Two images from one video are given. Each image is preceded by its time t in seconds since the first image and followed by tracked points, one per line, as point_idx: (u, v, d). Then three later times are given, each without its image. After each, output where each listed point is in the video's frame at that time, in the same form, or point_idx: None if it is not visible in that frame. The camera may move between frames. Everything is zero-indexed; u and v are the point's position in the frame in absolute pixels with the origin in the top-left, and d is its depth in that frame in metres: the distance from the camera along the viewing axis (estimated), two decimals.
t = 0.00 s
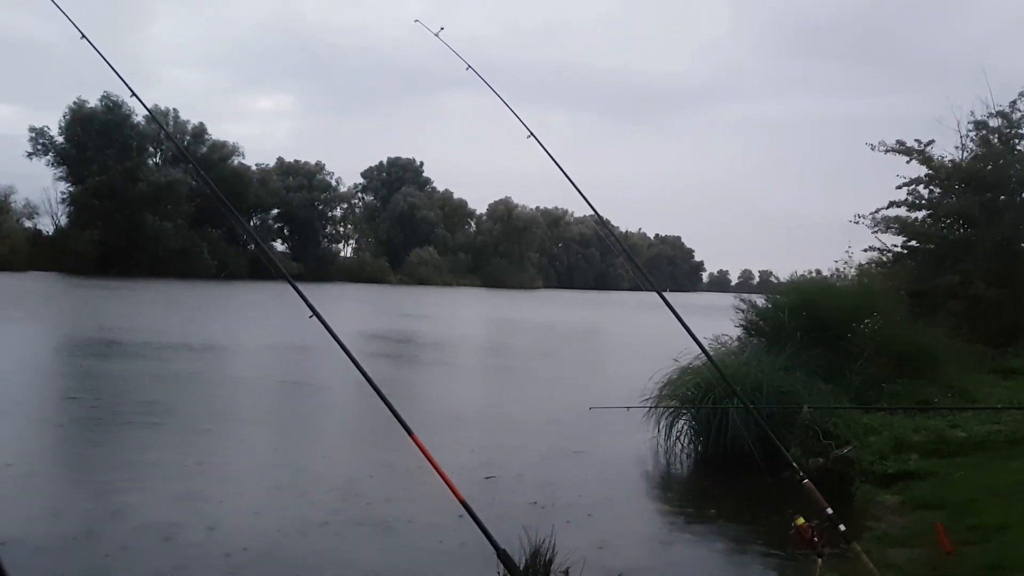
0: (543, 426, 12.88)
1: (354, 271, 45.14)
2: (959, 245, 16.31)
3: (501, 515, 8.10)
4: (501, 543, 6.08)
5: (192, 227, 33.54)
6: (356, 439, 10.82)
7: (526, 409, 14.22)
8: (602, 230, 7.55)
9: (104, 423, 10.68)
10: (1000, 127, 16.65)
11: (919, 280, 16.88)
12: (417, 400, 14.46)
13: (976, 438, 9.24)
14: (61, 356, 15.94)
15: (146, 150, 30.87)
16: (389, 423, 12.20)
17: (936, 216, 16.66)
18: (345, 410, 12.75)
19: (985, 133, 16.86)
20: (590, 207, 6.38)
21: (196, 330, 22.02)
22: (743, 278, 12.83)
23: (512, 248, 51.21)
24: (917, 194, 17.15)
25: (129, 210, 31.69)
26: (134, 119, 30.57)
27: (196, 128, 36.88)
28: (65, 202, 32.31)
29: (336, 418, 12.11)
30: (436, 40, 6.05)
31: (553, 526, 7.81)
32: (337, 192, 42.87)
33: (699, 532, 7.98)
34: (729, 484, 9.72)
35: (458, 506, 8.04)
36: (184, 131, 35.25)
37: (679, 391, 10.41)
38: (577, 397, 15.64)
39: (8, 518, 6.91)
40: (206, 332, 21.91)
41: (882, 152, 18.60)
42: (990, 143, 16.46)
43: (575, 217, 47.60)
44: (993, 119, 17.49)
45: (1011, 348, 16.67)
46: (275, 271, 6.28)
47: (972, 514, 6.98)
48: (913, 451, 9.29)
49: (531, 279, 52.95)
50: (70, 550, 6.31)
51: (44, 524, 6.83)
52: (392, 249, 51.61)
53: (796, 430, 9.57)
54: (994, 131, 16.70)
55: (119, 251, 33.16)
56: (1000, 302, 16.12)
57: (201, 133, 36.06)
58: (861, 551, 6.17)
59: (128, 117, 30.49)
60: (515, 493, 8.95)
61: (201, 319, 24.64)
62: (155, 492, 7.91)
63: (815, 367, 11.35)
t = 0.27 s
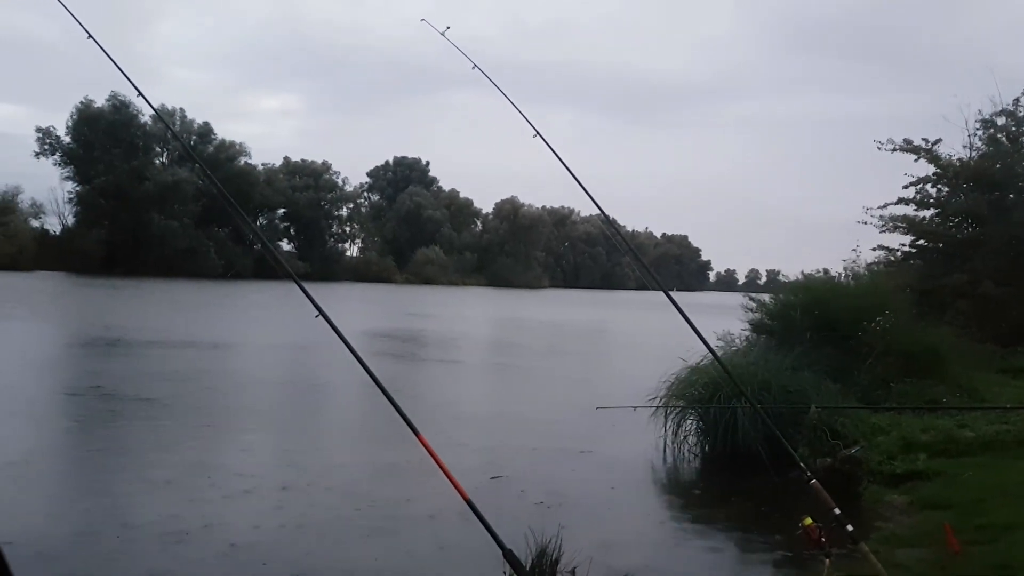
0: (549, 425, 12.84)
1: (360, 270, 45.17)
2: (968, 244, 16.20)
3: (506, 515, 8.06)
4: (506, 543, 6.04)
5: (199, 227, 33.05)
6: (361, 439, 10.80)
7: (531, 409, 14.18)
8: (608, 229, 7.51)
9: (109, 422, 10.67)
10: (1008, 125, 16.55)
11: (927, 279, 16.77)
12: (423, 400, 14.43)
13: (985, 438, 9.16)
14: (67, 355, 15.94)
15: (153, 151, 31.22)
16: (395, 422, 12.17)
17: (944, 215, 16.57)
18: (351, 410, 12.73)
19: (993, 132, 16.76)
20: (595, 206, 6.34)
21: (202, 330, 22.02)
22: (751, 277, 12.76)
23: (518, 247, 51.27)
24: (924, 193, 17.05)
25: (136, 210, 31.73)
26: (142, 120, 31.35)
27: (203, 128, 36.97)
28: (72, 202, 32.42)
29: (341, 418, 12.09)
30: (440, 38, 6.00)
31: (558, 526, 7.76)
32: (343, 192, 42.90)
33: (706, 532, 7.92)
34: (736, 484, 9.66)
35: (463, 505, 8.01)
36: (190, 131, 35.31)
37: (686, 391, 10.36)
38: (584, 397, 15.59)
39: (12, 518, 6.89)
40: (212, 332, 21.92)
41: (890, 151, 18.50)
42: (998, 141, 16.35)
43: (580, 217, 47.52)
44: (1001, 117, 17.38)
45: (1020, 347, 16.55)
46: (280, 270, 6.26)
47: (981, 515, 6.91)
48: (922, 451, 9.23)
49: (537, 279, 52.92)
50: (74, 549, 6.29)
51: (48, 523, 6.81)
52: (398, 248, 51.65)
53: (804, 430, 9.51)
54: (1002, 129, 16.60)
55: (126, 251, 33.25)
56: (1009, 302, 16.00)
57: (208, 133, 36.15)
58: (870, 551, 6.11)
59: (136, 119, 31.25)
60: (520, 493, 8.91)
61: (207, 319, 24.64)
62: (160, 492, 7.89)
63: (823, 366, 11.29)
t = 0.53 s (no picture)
0: (562, 425, 12.84)
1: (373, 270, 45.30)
2: (983, 243, 16.07)
3: (520, 514, 8.09)
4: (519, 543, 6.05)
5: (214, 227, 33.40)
6: (375, 438, 10.84)
7: (544, 408, 14.18)
8: (621, 228, 7.50)
9: (124, 422, 10.75)
10: None
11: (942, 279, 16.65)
12: (436, 400, 14.45)
13: (1001, 438, 9.10)
14: (83, 355, 16.06)
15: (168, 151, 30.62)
16: (407, 422, 12.21)
17: (959, 214, 16.45)
18: (363, 409, 12.77)
19: (1009, 130, 16.63)
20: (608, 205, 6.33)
21: (216, 330, 22.13)
22: (765, 276, 12.71)
23: (530, 247, 51.39)
24: (939, 192, 16.93)
25: (151, 210, 31.93)
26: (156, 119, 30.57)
27: (217, 128, 37.15)
28: (88, 202, 32.64)
29: (355, 417, 12.13)
30: (455, 38, 6.02)
31: (571, 526, 7.77)
32: (357, 192, 43.03)
33: (719, 533, 7.91)
34: (750, 485, 9.63)
35: (476, 505, 8.03)
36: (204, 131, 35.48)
37: (700, 391, 10.33)
38: (596, 397, 15.58)
39: (31, 516, 6.97)
40: (225, 331, 22.02)
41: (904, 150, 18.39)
42: (1014, 140, 16.22)
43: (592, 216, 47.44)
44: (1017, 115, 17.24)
45: None
46: (294, 270, 6.29)
47: (997, 515, 6.87)
48: (937, 452, 9.17)
49: (550, 279, 52.93)
50: (91, 548, 6.35)
51: (66, 523, 6.87)
52: (411, 248, 51.79)
53: (818, 430, 9.48)
54: (1018, 127, 16.46)
55: (140, 251, 33.46)
56: None
57: (223, 134, 36.32)
58: (885, 552, 6.08)
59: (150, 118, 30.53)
60: (534, 493, 8.91)
61: (221, 318, 24.78)
62: (176, 492, 7.95)
63: (837, 366, 11.24)
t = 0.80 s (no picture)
0: (580, 423, 12.85)
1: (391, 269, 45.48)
2: (1006, 240, 15.86)
3: (538, 513, 8.10)
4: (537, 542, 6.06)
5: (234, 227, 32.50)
6: (394, 437, 10.90)
7: (562, 407, 14.19)
8: (638, 226, 7.48)
9: (146, 420, 10.88)
10: None
11: (964, 277, 16.47)
12: (454, 398, 14.48)
13: None
14: (105, 354, 16.23)
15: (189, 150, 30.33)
16: (426, 420, 12.25)
17: (982, 211, 16.27)
18: (382, 408, 12.83)
19: None
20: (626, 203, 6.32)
21: (236, 328, 22.32)
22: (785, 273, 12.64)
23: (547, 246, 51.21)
24: (961, 189, 16.74)
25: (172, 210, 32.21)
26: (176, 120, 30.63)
27: (238, 128, 37.42)
28: (110, 202, 32.99)
29: (374, 416, 12.20)
30: (471, 36, 6.02)
31: (589, 525, 7.78)
32: (375, 191, 43.21)
33: (737, 532, 7.89)
34: (770, 484, 9.60)
35: (494, 504, 8.05)
36: (224, 131, 35.72)
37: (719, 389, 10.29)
38: (614, 395, 15.56)
39: (55, 514, 7.07)
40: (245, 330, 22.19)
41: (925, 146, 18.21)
42: None
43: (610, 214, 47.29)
44: None
45: None
46: (313, 268, 6.33)
47: (1019, 515, 6.80)
48: (959, 451, 9.08)
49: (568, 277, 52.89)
50: (114, 545, 6.44)
51: (90, 520, 6.97)
52: (428, 247, 51.98)
53: (838, 429, 9.43)
54: None
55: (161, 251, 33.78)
56: None
57: (243, 134, 36.59)
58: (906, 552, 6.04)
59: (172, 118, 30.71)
60: (552, 492, 8.93)
61: (241, 317, 24.97)
62: (197, 489, 8.03)
63: (857, 364, 11.16)
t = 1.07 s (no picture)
0: (602, 422, 12.85)
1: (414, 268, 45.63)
2: None
3: (561, 512, 8.12)
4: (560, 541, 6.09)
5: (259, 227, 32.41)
6: (417, 435, 10.98)
7: (585, 406, 14.19)
8: (661, 224, 7.46)
9: (174, 418, 11.02)
10: None
11: (992, 275, 16.24)
12: (477, 397, 14.54)
13: None
14: (133, 352, 16.47)
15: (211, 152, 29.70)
16: (449, 419, 12.31)
17: (1011, 207, 16.04)
18: (406, 407, 12.91)
19: None
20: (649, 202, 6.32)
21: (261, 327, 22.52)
22: (810, 271, 12.53)
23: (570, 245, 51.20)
24: (989, 185, 16.52)
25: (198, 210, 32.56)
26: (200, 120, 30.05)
27: (263, 129, 37.73)
28: (136, 202, 33.40)
29: (397, 414, 12.27)
30: (492, 34, 6.03)
31: (611, 524, 7.80)
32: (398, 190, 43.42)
33: (761, 532, 7.87)
34: (793, 485, 9.56)
35: (517, 502, 8.09)
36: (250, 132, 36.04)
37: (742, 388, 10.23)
38: (637, 394, 15.53)
39: (87, 511, 7.20)
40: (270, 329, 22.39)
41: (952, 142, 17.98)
42: None
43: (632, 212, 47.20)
44: None
45: None
46: (337, 268, 6.40)
47: None
48: (986, 451, 8.96)
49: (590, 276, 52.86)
50: (142, 542, 6.54)
51: (120, 517, 7.09)
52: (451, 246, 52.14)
53: (864, 429, 9.36)
54: None
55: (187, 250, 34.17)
56: None
57: (268, 134, 36.89)
58: (931, 554, 6.00)
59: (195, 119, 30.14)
60: (575, 491, 8.95)
61: (267, 317, 25.19)
62: (224, 487, 8.13)
63: (882, 363, 11.06)
